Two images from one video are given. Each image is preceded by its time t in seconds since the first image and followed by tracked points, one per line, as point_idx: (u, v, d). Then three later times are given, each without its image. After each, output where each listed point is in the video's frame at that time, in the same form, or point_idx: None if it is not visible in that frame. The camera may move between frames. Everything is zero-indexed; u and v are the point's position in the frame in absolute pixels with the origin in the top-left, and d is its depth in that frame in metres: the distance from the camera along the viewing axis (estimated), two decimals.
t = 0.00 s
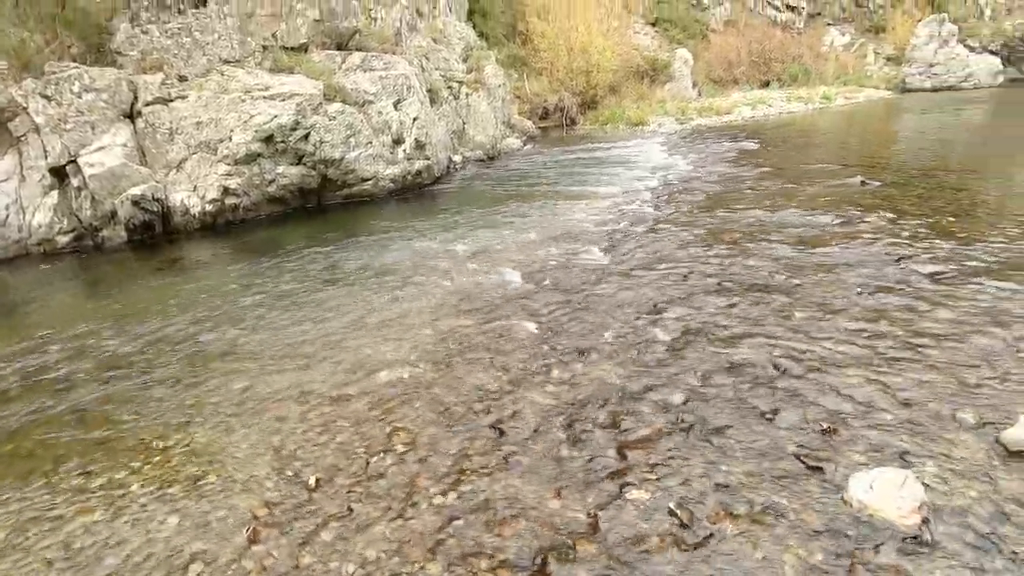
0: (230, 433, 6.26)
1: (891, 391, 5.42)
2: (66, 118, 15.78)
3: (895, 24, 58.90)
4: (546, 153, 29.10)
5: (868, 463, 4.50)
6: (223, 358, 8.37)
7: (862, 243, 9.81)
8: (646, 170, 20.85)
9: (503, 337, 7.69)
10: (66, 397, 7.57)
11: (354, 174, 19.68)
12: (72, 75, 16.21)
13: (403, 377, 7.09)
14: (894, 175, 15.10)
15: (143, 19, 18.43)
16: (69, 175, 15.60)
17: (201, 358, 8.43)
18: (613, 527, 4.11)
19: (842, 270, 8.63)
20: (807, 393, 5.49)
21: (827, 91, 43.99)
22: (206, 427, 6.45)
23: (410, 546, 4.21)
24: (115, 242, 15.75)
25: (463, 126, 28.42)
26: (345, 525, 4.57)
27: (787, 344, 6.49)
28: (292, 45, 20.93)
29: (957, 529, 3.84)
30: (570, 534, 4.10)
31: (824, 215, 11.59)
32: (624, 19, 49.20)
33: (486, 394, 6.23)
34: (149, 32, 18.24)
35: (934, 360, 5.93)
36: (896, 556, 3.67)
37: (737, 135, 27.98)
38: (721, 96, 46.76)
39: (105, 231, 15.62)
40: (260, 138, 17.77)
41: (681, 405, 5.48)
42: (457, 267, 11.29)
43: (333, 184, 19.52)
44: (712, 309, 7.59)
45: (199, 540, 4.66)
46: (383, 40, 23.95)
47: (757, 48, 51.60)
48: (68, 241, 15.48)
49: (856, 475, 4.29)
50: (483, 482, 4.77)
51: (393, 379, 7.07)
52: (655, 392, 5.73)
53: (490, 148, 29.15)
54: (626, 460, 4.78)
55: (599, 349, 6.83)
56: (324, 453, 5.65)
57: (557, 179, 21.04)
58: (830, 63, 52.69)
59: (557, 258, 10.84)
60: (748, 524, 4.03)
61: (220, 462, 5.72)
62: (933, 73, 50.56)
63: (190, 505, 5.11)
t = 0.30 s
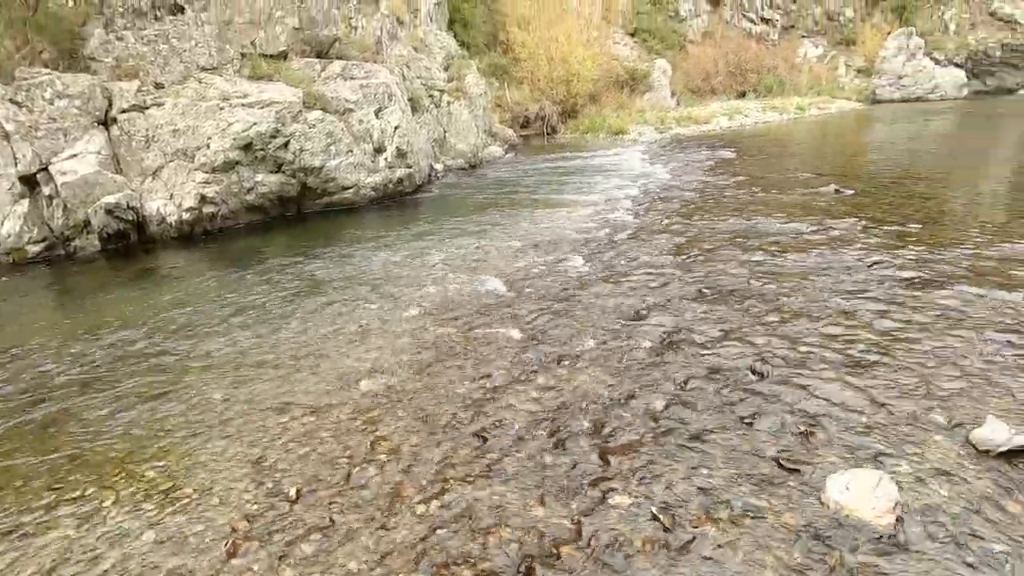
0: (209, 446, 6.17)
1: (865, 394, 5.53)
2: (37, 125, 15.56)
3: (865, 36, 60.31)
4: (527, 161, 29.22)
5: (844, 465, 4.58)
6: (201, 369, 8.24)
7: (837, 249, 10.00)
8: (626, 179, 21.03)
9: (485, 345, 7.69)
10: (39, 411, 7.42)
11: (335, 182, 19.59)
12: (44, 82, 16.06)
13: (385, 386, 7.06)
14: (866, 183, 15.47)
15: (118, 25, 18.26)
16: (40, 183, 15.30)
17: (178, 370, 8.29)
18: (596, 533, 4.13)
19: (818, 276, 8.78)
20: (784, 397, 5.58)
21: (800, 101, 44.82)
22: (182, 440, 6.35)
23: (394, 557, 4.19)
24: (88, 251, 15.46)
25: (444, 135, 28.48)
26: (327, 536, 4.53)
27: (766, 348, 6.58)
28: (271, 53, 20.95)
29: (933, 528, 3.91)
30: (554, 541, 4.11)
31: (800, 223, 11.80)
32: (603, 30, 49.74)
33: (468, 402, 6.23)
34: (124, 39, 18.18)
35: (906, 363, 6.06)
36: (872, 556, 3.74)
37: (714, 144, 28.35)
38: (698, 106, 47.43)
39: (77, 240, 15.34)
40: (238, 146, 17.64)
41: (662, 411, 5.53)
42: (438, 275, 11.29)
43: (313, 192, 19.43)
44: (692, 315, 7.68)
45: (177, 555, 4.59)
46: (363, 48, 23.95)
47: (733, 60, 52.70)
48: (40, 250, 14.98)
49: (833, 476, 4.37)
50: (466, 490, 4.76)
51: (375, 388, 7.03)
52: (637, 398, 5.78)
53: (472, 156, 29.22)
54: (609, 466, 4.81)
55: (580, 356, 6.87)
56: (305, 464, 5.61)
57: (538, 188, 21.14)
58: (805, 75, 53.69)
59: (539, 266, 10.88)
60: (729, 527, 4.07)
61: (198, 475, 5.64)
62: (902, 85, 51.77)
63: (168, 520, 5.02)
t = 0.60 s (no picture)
0: (219, 437, 6.20)
1: (879, 391, 5.48)
2: (47, 117, 15.59)
3: (878, 28, 59.69)
4: (534, 154, 29.15)
5: (859, 462, 4.55)
6: (211, 361, 8.27)
7: (850, 244, 9.91)
8: (635, 172, 20.91)
9: (494, 338, 7.67)
10: (50, 401, 7.49)
11: (343, 174, 19.57)
12: (53, 73, 15.97)
13: (394, 379, 7.06)
14: (879, 177, 15.32)
15: (126, 17, 18.24)
16: (50, 175, 15.45)
17: (188, 362, 8.32)
18: (607, 529, 4.12)
19: (831, 271, 8.71)
20: (797, 393, 5.54)
21: (811, 94, 44.44)
22: (192, 432, 6.38)
23: (404, 551, 4.19)
24: (98, 243, 15.55)
25: (451, 127, 28.42)
26: (337, 529, 4.54)
27: (778, 344, 6.54)
28: (279, 44, 20.78)
29: (949, 528, 3.87)
30: (565, 536, 4.10)
31: (811, 217, 11.71)
32: (612, 21, 49.49)
33: (477, 396, 6.22)
34: (132, 30, 18.14)
35: (921, 360, 6.01)
36: (887, 555, 3.71)
37: (724, 137, 28.20)
38: (708, 98, 47.13)
39: (87, 232, 15.43)
40: (246, 138, 17.63)
41: (673, 406, 5.50)
42: (447, 268, 11.28)
43: (321, 185, 19.41)
44: (701, 309, 7.65)
45: (188, 547, 4.60)
46: (371, 39, 23.88)
47: (743, 51, 52.27)
48: (50, 241, 15.17)
49: (849, 473, 4.34)
50: (476, 485, 4.76)
51: (384, 382, 7.03)
52: (647, 393, 5.76)
53: (479, 148, 29.20)
54: (620, 462, 4.79)
55: (589, 350, 6.85)
56: (315, 457, 5.61)
57: (546, 180, 21.10)
58: (815, 67, 53.29)
59: (547, 260, 10.85)
60: (741, 524, 4.05)
61: (208, 467, 5.67)
62: (914, 78, 51.40)
63: (178, 512, 5.04)
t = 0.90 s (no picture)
0: (265, 385, 6.40)
1: (937, 377, 5.31)
2: (104, 65, 15.86)
3: None
4: (580, 116, 28.59)
5: (913, 450, 4.43)
6: (258, 312, 8.48)
7: (913, 221, 9.50)
8: (684, 137, 20.37)
9: (535, 303, 7.66)
10: (109, 342, 7.81)
11: (386, 132, 19.55)
12: (109, 22, 16.28)
13: (434, 338, 7.14)
14: (949, 149, 14.53)
15: None
16: (108, 124, 15.76)
17: (238, 311, 8.54)
18: (647, 498, 4.13)
19: (890, 249, 8.38)
20: (847, 374, 5.42)
21: (878, 58, 42.17)
22: (242, 379, 6.57)
23: (444, 506, 4.28)
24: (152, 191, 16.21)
25: (495, 85, 28.02)
26: (379, 481, 4.65)
27: (829, 322, 6.36)
28: None
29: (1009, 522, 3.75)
30: (604, 503, 4.13)
31: (871, 190, 11.24)
32: None
33: (517, 359, 6.25)
34: None
35: (984, 346, 5.77)
36: (940, 545, 3.62)
37: (779, 103, 27.14)
38: (765, 60, 45.22)
39: (141, 180, 16.04)
40: (293, 92, 17.64)
41: (716, 380, 5.44)
42: (489, 231, 11.23)
43: (364, 141, 19.41)
44: (748, 284, 7.46)
45: (239, 488, 4.79)
46: None
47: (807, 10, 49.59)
48: (108, 189, 15.67)
49: (902, 461, 4.26)
50: (516, 447, 4.81)
51: (425, 341, 7.11)
52: (689, 365, 5.71)
53: (522, 108, 28.93)
54: (660, 433, 4.79)
55: (631, 319, 6.78)
56: (358, 410, 5.74)
57: (592, 143, 20.73)
58: (884, 29, 50.46)
59: (590, 225, 10.71)
60: (786, 505, 4.01)
61: (256, 413, 5.87)
62: (996, 41, 46.84)
63: (228, 455, 5.24)
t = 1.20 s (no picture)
0: (322, 336, 6.49)
1: None
2: (165, 10, 16.02)
3: None
4: (636, 74, 27.71)
5: (1002, 446, 4.22)
6: (315, 263, 8.56)
7: (1002, 199, 8.94)
8: (747, 101, 19.67)
9: (592, 266, 7.57)
10: (173, 285, 8.04)
11: (436, 85, 19.22)
12: None
13: (489, 299, 7.11)
14: None
15: None
16: (167, 70, 16.24)
17: (294, 261, 8.66)
18: (713, 476, 4.08)
19: (976, 228, 7.93)
20: (930, 361, 5.18)
21: (964, 18, 39.42)
22: (301, 329, 6.67)
23: (503, 468, 4.31)
24: (208, 138, 16.53)
25: (548, 40, 27.44)
26: (438, 439, 4.70)
27: (908, 304, 6.10)
28: None
29: None
30: (668, 478, 4.09)
31: (955, 164, 10.61)
32: None
33: (575, 324, 6.19)
34: None
35: None
36: None
37: (850, 66, 25.76)
38: (837, 18, 42.89)
39: (198, 127, 16.46)
40: (346, 41, 17.57)
41: (785, 359, 5.29)
42: (544, 192, 11.07)
43: (414, 94, 19.28)
44: (818, 260, 7.17)
45: (300, 435, 4.89)
46: None
47: None
48: (167, 134, 16.21)
49: (995, 458, 4.03)
50: (576, 413, 4.79)
51: (479, 301, 7.10)
52: (756, 341, 5.58)
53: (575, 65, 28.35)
54: (726, 409, 4.70)
55: (693, 289, 6.66)
56: (413, 366, 5.79)
57: (649, 104, 20.12)
58: None
59: (648, 189, 10.57)
60: (861, 494, 3.89)
61: (314, 361, 5.99)
62: None
63: (289, 403, 5.35)
